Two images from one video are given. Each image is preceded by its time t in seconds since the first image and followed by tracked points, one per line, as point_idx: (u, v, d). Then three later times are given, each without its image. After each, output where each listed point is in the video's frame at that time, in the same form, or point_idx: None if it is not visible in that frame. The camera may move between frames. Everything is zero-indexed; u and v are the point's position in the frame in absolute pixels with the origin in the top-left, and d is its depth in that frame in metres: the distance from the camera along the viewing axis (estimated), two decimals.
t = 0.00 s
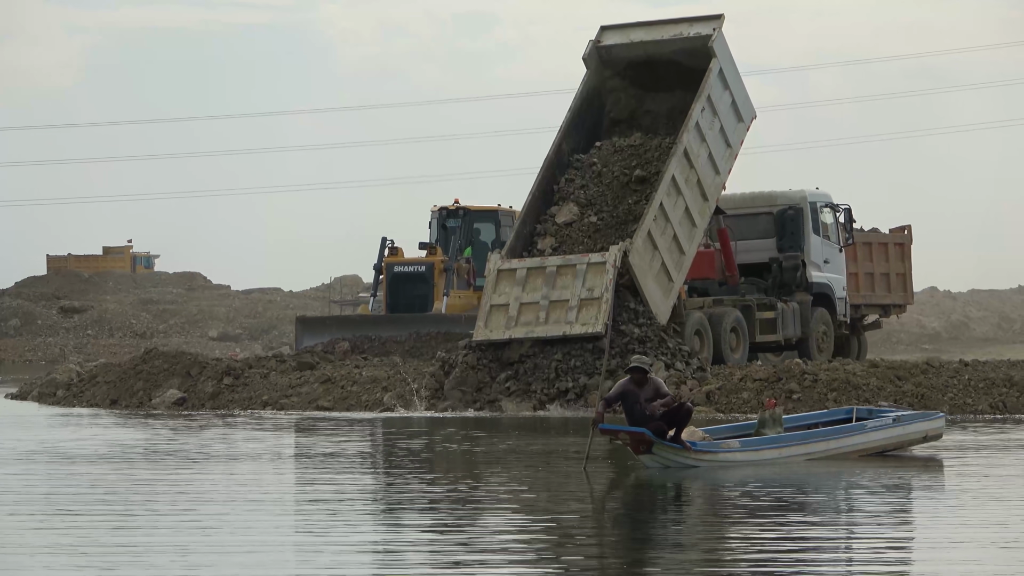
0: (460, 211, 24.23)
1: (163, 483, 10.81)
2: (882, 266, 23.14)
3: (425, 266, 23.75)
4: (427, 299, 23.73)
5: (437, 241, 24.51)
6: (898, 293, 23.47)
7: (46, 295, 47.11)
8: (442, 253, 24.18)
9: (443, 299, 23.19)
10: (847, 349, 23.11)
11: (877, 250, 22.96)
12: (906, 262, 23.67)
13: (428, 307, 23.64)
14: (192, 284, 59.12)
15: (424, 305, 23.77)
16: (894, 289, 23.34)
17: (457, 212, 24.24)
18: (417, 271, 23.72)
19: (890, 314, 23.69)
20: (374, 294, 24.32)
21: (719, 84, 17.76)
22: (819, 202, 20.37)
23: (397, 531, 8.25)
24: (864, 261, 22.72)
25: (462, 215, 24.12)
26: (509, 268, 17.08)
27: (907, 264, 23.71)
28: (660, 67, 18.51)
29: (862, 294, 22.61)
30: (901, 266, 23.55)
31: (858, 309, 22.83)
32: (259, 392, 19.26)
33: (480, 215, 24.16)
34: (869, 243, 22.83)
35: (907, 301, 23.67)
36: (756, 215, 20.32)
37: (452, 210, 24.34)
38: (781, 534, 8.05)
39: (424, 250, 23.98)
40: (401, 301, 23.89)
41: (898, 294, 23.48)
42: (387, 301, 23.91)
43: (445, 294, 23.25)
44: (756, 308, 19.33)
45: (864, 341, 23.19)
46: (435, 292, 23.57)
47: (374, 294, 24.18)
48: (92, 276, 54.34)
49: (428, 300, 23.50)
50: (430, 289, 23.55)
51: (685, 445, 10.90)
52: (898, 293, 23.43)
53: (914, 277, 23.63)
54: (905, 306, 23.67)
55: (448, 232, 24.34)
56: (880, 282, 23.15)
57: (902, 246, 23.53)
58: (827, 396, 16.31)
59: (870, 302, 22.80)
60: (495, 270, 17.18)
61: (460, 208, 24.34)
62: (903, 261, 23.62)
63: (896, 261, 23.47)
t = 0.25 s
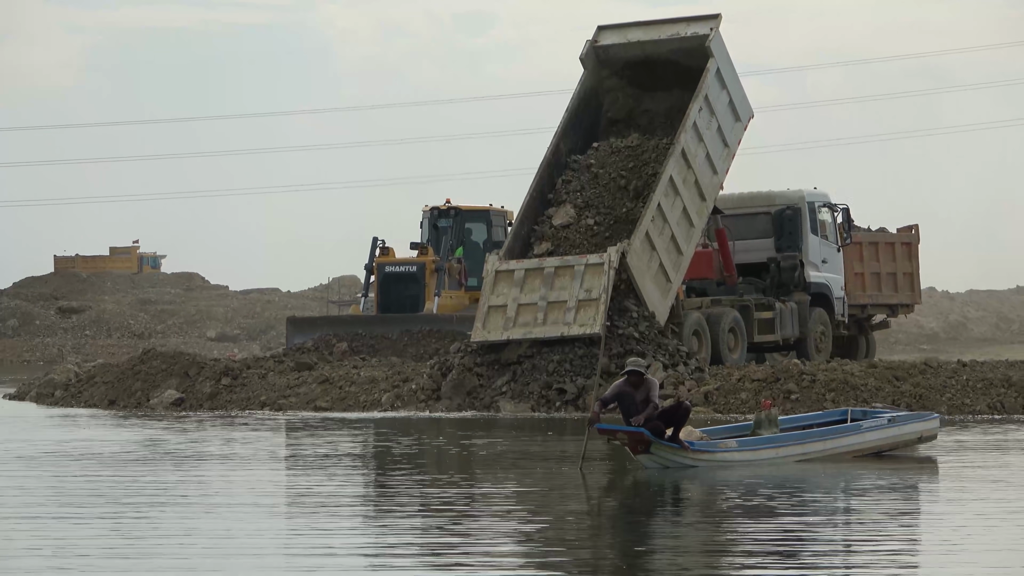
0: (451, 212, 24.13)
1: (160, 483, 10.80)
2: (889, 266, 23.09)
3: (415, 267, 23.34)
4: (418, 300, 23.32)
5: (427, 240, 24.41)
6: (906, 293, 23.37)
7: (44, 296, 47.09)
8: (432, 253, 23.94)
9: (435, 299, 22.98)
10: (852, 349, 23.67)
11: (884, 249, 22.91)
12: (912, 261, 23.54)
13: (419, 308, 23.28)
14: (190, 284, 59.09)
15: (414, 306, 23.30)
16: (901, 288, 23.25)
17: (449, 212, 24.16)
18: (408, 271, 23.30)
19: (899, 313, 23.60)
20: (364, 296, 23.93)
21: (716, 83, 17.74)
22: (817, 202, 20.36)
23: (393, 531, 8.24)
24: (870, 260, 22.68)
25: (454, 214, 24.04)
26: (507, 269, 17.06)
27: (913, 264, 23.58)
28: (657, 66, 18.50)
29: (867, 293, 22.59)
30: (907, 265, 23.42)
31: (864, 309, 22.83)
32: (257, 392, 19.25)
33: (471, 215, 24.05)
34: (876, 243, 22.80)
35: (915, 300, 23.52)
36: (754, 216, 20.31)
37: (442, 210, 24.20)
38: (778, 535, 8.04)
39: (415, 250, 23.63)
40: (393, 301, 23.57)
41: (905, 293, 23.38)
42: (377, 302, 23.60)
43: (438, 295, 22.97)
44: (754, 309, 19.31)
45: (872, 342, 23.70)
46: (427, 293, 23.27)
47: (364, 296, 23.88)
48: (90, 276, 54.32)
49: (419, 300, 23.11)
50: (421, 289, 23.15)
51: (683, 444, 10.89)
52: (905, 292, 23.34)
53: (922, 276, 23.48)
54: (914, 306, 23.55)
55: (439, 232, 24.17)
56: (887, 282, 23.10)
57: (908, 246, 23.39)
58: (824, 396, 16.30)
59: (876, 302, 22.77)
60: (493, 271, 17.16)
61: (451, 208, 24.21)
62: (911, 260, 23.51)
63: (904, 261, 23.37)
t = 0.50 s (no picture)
0: (442, 211, 24.10)
1: (158, 484, 10.79)
2: (896, 266, 23.04)
3: (407, 267, 23.21)
4: (409, 300, 23.20)
5: (418, 240, 24.27)
6: (912, 293, 23.33)
7: (41, 296, 47.07)
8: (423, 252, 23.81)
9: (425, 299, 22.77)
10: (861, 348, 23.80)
11: (891, 249, 22.86)
12: (920, 261, 23.44)
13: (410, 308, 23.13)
14: (188, 285, 59.07)
15: (406, 307, 23.19)
16: (907, 287, 23.21)
17: (439, 212, 24.12)
18: (399, 271, 23.17)
19: (905, 312, 23.60)
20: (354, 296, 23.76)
21: (714, 83, 17.76)
22: (815, 203, 20.37)
23: (392, 532, 8.23)
24: (877, 260, 22.64)
25: (445, 214, 24.03)
26: (504, 270, 17.06)
27: (921, 263, 23.48)
28: (655, 66, 18.52)
29: (873, 293, 22.58)
30: (914, 265, 23.36)
31: (869, 308, 22.85)
32: (255, 392, 19.26)
33: (462, 215, 24.11)
34: (884, 242, 22.76)
35: (922, 300, 23.51)
36: (752, 216, 20.33)
37: (434, 210, 24.16)
38: (778, 536, 8.04)
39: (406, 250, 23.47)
40: (383, 301, 23.44)
41: (912, 293, 23.35)
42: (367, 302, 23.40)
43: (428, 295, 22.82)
44: (752, 309, 19.32)
45: (880, 341, 23.85)
46: (418, 293, 23.10)
47: (354, 296, 23.68)
48: (88, 276, 54.29)
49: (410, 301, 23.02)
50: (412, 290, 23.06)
51: (680, 443, 10.88)
52: (911, 292, 23.30)
53: (929, 276, 23.42)
54: (920, 305, 23.53)
55: (430, 232, 24.15)
56: (894, 281, 23.06)
57: (915, 245, 23.33)
58: (822, 397, 16.30)
59: (882, 302, 22.76)
60: (491, 271, 17.15)
61: (442, 207, 24.19)
62: (919, 260, 23.44)
63: (911, 260, 23.31)
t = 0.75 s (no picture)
0: (433, 211, 23.94)
1: (155, 485, 10.76)
2: (902, 265, 23.02)
3: (398, 268, 23.25)
4: (401, 300, 23.26)
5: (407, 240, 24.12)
6: (919, 293, 23.29)
7: (39, 297, 47.06)
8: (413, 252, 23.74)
9: (418, 299, 22.86)
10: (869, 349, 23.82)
11: (897, 249, 22.85)
12: (927, 261, 23.43)
13: (402, 308, 23.21)
14: (185, 285, 59.05)
15: (397, 307, 23.26)
16: (914, 287, 23.18)
17: (430, 212, 23.95)
18: (390, 272, 23.20)
19: (913, 312, 23.55)
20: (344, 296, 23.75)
21: (711, 84, 17.76)
22: (812, 203, 20.38)
23: (388, 534, 8.21)
24: (883, 259, 22.64)
25: (436, 214, 23.87)
26: (502, 270, 17.06)
27: (929, 263, 23.46)
28: (652, 67, 18.51)
29: (879, 293, 22.58)
30: (921, 265, 23.33)
31: (876, 308, 22.81)
32: (252, 393, 19.25)
33: (452, 215, 24.02)
34: (889, 242, 22.75)
35: (929, 300, 23.45)
36: (749, 216, 20.34)
37: (424, 210, 23.99)
38: (776, 536, 8.02)
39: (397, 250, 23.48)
40: (375, 301, 23.46)
41: (919, 292, 23.30)
42: (358, 302, 23.46)
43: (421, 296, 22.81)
44: (750, 309, 19.33)
45: (889, 341, 23.86)
46: (409, 294, 23.15)
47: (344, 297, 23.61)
48: (85, 277, 54.26)
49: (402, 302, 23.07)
50: (404, 291, 23.12)
51: (678, 444, 10.88)
52: (919, 291, 23.26)
53: (936, 276, 23.39)
54: (928, 305, 23.50)
55: (421, 232, 24.00)
56: (900, 281, 23.03)
57: (923, 245, 23.31)
58: (820, 397, 16.30)
59: (889, 301, 22.74)
60: (488, 272, 17.15)
61: (432, 207, 24.03)
62: (925, 259, 23.41)
63: (917, 260, 23.28)
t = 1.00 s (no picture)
0: (424, 212, 24.11)
1: (150, 486, 10.74)
2: (909, 266, 22.97)
3: (387, 268, 23.06)
4: (391, 300, 23.06)
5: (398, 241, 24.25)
6: (926, 294, 23.26)
7: (37, 297, 47.04)
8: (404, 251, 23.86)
9: (408, 300, 22.73)
10: (875, 350, 23.90)
11: (903, 249, 22.81)
12: (934, 262, 23.34)
13: (392, 309, 23.03)
14: (182, 286, 59.00)
15: (387, 308, 23.05)
16: (920, 287, 23.13)
17: (421, 212, 24.13)
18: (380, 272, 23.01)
19: (919, 312, 23.54)
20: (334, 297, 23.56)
21: (709, 84, 17.75)
22: (809, 203, 20.38)
23: (385, 535, 8.20)
24: (889, 260, 22.63)
25: (427, 215, 24.05)
26: (499, 271, 17.05)
27: (935, 264, 23.35)
28: (650, 67, 18.50)
29: (884, 293, 22.59)
30: (927, 266, 23.26)
31: (880, 308, 22.86)
32: (250, 394, 19.24)
33: (443, 215, 24.13)
34: (896, 242, 22.72)
35: (936, 301, 23.41)
36: (747, 217, 20.34)
37: (415, 210, 24.16)
38: (773, 537, 8.02)
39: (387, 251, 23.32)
40: (365, 301, 23.27)
41: (926, 293, 23.26)
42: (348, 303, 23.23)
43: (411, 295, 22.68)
44: (747, 310, 19.33)
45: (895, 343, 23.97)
46: (400, 294, 22.97)
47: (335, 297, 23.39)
48: (82, 277, 54.22)
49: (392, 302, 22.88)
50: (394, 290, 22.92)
51: (674, 445, 10.88)
52: (925, 292, 23.22)
53: (944, 276, 23.31)
54: (935, 306, 23.47)
55: (411, 232, 24.15)
56: (907, 281, 23.00)
57: (930, 245, 23.21)
58: (817, 398, 16.30)
59: (894, 302, 22.75)
60: (486, 272, 17.15)
61: (423, 208, 24.20)
62: (933, 259, 23.33)
63: (925, 261, 23.22)
